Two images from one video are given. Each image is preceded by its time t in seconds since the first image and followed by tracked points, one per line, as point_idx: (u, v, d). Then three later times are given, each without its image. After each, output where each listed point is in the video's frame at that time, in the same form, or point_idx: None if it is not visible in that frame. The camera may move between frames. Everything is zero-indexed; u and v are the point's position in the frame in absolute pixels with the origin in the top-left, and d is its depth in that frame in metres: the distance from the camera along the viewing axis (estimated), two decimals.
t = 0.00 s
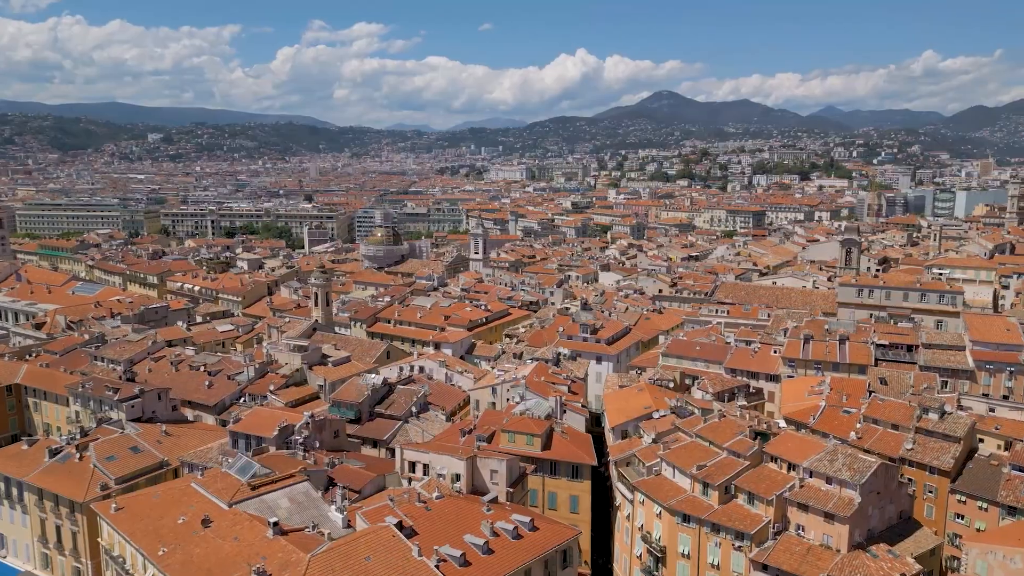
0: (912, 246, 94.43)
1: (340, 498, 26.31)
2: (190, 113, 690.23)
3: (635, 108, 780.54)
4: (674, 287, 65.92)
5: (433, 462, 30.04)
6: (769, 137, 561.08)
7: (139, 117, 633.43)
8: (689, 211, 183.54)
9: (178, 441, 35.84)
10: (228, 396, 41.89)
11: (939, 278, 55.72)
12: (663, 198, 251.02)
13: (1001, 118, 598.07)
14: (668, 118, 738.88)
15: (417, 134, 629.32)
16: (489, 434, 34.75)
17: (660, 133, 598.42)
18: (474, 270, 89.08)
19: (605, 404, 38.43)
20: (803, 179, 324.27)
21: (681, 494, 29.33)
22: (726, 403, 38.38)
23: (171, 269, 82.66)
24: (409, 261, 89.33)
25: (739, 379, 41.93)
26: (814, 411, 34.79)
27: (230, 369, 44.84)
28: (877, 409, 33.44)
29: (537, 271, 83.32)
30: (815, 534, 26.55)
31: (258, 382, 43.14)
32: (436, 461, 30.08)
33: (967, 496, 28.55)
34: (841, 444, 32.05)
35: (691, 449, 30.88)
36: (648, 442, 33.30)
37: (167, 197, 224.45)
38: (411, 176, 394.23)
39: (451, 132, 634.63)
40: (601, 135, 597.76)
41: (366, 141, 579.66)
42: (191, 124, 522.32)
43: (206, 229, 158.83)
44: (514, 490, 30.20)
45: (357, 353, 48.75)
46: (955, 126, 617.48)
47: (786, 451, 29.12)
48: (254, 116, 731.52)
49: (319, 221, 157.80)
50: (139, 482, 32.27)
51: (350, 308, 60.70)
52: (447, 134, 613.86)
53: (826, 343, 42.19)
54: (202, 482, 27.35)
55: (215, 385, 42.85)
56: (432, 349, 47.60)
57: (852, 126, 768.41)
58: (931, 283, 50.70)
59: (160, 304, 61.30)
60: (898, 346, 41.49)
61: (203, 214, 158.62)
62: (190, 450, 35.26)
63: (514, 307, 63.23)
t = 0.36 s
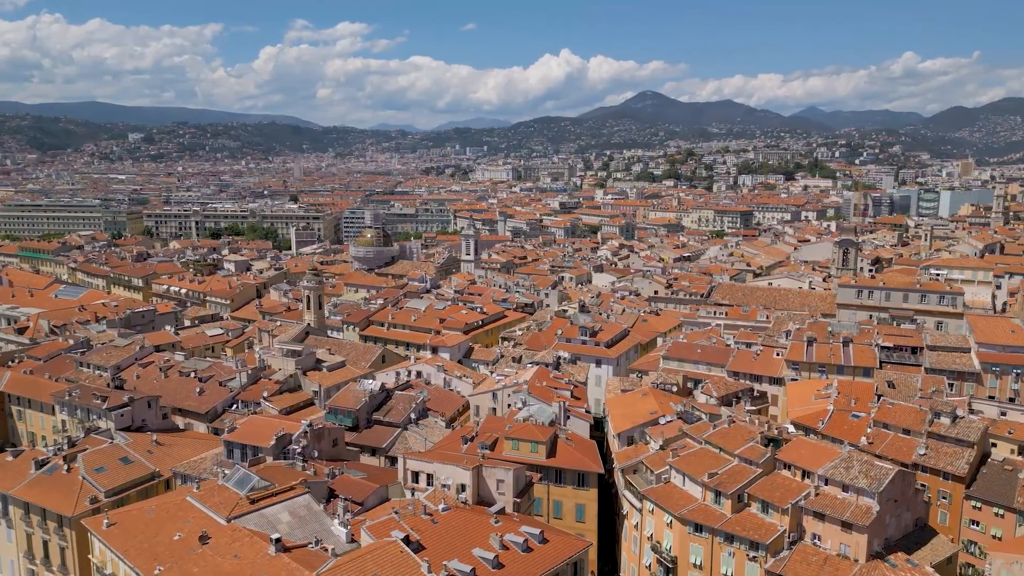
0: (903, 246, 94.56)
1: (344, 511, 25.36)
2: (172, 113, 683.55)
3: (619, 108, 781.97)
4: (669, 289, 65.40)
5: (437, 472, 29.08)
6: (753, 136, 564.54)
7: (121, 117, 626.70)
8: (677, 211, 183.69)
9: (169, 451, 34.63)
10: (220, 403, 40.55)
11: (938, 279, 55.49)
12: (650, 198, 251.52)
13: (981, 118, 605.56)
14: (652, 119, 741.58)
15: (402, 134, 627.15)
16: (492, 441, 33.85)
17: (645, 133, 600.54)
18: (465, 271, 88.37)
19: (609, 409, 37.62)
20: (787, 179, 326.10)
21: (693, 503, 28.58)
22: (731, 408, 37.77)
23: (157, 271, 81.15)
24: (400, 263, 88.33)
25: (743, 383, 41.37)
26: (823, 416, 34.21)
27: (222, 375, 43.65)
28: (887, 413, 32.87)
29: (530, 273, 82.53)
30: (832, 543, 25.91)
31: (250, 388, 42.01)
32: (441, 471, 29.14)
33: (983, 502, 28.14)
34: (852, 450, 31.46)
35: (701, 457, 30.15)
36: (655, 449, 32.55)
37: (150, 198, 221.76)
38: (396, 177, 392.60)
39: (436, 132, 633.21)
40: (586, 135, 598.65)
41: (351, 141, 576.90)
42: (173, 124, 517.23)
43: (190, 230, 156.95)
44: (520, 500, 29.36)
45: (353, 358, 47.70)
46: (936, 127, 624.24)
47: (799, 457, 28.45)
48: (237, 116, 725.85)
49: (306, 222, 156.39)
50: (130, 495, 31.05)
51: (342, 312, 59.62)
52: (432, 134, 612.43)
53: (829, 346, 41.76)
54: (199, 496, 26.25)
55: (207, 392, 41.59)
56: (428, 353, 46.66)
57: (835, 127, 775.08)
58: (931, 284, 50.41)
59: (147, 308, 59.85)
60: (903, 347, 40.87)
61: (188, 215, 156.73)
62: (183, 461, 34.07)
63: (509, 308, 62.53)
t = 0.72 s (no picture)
0: (895, 246, 94.69)
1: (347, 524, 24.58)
2: (155, 113, 677.28)
3: (605, 108, 783.43)
4: (666, 290, 64.87)
5: (441, 481, 28.22)
6: (738, 137, 567.35)
7: (103, 117, 620.16)
8: (666, 211, 183.66)
9: (162, 460, 33.53)
10: (212, 410, 39.72)
11: (937, 279, 55.28)
12: (638, 198, 251.87)
13: (963, 119, 612.04)
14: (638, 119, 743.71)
15: (388, 134, 624.86)
16: (494, 448, 33.02)
17: (632, 134, 601.92)
18: (457, 272, 87.57)
19: (612, 414, 36.92)
20: (774, 179, 327.48)
21: (704, 511, 27.91)
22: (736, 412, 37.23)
23: (143, 273, 79.63)
24: (391, 264, 87.34)
25: (746, 386, 40.87)
26: (831, 420, 33.70)
27: (214, 381, 42.51)
28: (897, 417, 32.38)
29: (524, 274, 81.77)
30: (848, 552, 25.30)
31: (244, 394, 40.99)
32: (445, 480, 28.28)
33: (998, 508, 27.75)
34: (863, 455, 30.93)
35: (712, 463, 29.49)
36: (663, 455, 31.87)
37: (134, 199, 219.09)
38: (383, 177, 390.93)
39: (423, 132, 631.52)
40: (572, 136, 599.16)
41: (337, 141, 574.15)
42: (156, 123, 512.08)
43: (175, 231, 155.04)
44: (527, 510, 28.59)
45: (348, 362, 46.74)
46: (918, 127, 630.10)
47: (812, 464, 27.86)
48: (220, 116, 721.07)
49: (293, 223, 155.07)
50: (122, 507, 30.01)
51: (335, 314, 58.63)
52: (418, 134, 610.71)
53: (832, 348, 41.34)
54: (196, 509, 25.22)
55: (199, 399, 40.64)
56: (426, 357, 45.78)
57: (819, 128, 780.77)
58: (931, 285, 50.15)
59: (134, 311, 58.42)
60: (907, 348, 40.45)
61: (173, 216, 154.83)
62: (176, 470, 32.99)
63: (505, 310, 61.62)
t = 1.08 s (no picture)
0: (886, 245, 94.69)
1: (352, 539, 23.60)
2: (136, 113, 669.26)
3: (590, 108, 784.29)
4: (661, 291, 64.26)
5: (447, 492, 27.30)
6: (722, 137, 569.74)
7: (83, 117, 612.03)
8: (654, 211, 183.44)
9: (153, 472, 32.34)
10: (205, 418, 38.53)
11: (937, 279, 55.01)
12: (625, 198, 251.70)
13: (943, 119, 618.78)
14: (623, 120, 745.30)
15: (373, 134, 621.72)
16: (498, 456, 32.15)
17: (617, 134, 603.19)
18: (449, 273, 86.57)
19: (617, 419, 36.15)
20: (759, 179, 328.88)
21: (717, 520, 27.18)
22: (742, 417, 36.63)
23: (128, 276, 77.93)
24: (381, 266, 86.16)
25: (750, 389, 40.29)
26: (840, 424, 33.16)
27: (205, 388, 41.31)
28: (908, 421, 31.86)
29: (516, 275, 80.89)
30: (867, 562, 24.72)
31: (237, 401, 39.84)
32: (451, 491, 27.36)
33: (1014, 514, 27.34)
34: (875, 460, 30.38)
35: (723, 471, 28.79)
36: (671, 463, 31.15)
37: (116, 200, 215.95)
38: (369, 177, 388.71)
39: (408, 132, 629.13)
40: (558, 136, 599.14)
41: (320, 141, 570.39)
42: (137, 123, 505.94)
43: (159, 232, 152.65)
44: (536, 521, 27.74)
45: (343, 368, 45.68)
46: (900, 128, 636.24)
47: (827, 471, 27.22)
48: (202, 116, 714.40)
49: (279, 223, 153.22)
50: (113, 522, 28.81)
51: (327, 317, 57.49)
52: (403, 134, 608.09)
53: (837, 350, 40.86)
54: (193, 525, 24.07)
55: (190, 407, 39.41)
56: (423, 361, 44.82)
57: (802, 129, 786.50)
58: (931, 286, 49.86)
59: (120, 315, 56.93)
60: (911, 350, 40.05)
61: (156, 216, 152.35)
62: (168, 482, 31.82)
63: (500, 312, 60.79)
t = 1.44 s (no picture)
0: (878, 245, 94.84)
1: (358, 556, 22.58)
2: (116, 112, 661.08)
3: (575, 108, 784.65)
4: (657, 293, 63.70)
5: (454, 504, 26.42)
6: (706, 137, 571.94)
7: (62, 116, 603.44)
8: (642, 211, 183.29)
9: (144, 484, 31.11)
10: (196, 426, 37.36)
11: (936, 280, 54.74)
12: (612, 198, 251.52)
13: (924, 119, 625.33)
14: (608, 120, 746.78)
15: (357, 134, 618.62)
16: (503, 465, 31.25)
17: (601, 134, 604.59)
18: (440, 275, 85.50)
19: (622, 425, 35.34)
20: (744, 179, 330.30)
21: (731, 531, 26.44)
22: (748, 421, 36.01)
23: (112, 278, 76.25)
24: (371, 268, 84.98)
25: (754, 393, 39.72)
26: (850, 429, 32.56)
27: (196, 395, 40.09)
28: (920, 426, 31.37)
29: (509, 277, 80.02)
30: (887, 573, 24.13)
31: (230, 408, 38.74)
32: (458, 503, 26.50)
33: None
34: (887, 465, 29.86)
35: (736, 479, 28.07)
36: (681, 470, 30.39)
37: (97, 200, 212.74)
38: (353, 177, 386.42)
39: (393, 132, 626.56)
40: (543, 136, 599.34)
41: (304, 141, 566.33)
42: (117, 122, 499.93)
43: (142, 233, 150.07)
44: (545, 533, 26.88)
45: (337, 373, 44.67)
46: (882, 128, 642.39)
47: (842, 479, 26.62)
48: (184, 116, 707.14)
49: (265, 224, 151.26)
50: (103, 538, 27.61)
51: (319, 320, 56.37)
52: (387, 134, 605.27)
53: (841, 353, 40.36)
54: (191, 543, 22.99)
55: (181, 415, 38.25)
56: (420, 366, 43.80)
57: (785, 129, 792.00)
58: (930, 286, 49.58)
59: (106, 320, 55.39)
60: (917, 352, 39.62)
61: (139, 217, 149.75)
62: (161, 495, 30.65)
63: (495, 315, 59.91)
